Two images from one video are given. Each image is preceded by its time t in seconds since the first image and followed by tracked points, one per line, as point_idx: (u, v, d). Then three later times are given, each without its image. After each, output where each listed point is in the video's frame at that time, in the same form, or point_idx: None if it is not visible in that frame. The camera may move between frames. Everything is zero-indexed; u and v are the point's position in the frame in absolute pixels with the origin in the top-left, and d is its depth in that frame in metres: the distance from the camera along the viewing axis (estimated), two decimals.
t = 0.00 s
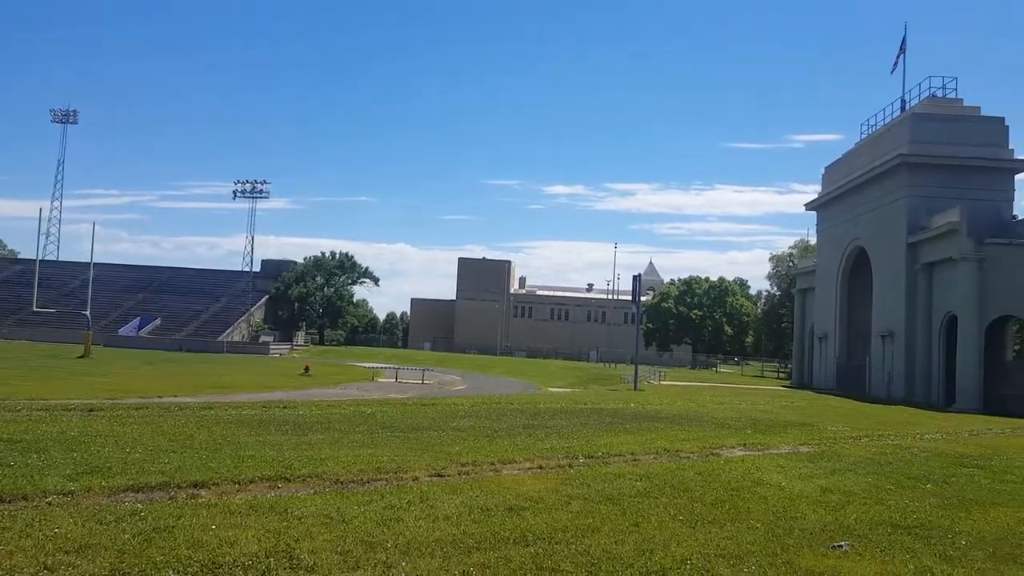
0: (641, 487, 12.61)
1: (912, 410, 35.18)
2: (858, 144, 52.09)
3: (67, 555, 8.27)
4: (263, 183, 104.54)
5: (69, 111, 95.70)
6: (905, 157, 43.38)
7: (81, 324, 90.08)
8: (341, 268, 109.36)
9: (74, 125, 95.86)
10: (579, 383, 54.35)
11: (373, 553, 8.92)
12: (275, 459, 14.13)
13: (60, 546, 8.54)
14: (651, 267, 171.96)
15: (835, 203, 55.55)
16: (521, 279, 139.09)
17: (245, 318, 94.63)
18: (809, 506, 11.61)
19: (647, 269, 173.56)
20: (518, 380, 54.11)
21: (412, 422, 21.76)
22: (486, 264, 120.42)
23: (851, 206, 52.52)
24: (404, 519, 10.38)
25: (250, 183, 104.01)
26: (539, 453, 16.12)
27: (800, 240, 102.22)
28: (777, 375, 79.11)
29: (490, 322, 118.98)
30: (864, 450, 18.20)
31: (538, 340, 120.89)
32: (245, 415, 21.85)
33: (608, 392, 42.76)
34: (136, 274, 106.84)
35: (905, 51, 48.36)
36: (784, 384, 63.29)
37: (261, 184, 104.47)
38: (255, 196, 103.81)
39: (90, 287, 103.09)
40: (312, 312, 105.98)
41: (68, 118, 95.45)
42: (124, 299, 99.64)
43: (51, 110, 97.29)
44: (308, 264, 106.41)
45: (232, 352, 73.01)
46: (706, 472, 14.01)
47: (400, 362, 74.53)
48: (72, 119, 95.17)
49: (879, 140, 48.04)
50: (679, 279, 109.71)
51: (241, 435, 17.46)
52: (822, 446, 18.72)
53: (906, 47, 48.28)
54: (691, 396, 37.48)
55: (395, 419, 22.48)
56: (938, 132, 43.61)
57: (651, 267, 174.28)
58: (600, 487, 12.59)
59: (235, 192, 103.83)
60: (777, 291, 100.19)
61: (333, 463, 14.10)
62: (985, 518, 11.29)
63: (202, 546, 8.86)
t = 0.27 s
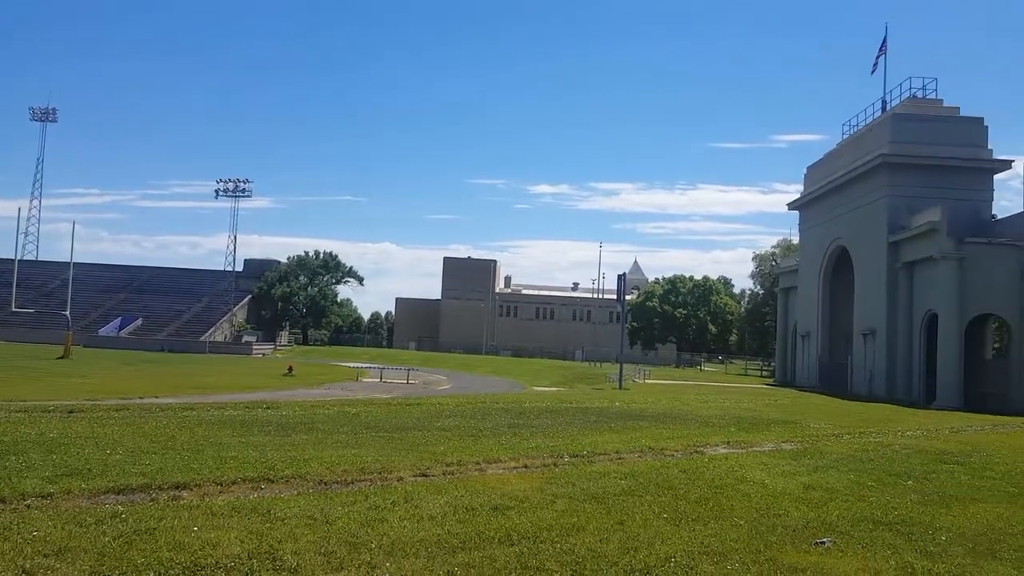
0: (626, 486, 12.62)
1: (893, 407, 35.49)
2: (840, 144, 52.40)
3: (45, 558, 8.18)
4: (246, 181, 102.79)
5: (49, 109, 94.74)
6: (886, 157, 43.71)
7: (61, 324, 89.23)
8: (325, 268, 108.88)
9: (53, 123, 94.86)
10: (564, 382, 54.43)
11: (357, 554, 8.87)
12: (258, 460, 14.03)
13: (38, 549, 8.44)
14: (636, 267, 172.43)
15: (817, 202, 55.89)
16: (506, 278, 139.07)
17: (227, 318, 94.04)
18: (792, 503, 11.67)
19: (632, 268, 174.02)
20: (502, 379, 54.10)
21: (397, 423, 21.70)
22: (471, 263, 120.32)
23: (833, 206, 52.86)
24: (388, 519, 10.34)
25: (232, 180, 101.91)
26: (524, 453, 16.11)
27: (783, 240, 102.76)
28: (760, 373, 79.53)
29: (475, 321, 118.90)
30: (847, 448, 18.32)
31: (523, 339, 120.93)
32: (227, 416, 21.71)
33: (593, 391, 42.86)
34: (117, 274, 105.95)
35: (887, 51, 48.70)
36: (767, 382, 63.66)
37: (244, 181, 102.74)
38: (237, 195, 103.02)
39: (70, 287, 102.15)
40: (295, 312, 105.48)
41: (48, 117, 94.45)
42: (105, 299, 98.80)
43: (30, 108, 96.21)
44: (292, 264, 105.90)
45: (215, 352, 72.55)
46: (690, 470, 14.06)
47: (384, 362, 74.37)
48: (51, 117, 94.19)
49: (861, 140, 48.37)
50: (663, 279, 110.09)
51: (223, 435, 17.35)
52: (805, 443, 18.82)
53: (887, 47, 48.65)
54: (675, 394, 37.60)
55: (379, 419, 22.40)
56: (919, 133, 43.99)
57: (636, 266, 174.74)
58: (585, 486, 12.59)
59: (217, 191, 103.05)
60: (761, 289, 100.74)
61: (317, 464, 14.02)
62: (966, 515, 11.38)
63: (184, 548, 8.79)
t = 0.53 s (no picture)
0: (611, 485, 12.63)
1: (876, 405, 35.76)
2: (822, 144, 52.72)
3: (25, 564, 8.09)
4: (228, 181, 102.14)
5: (28, 109, 93.81)
6: (868, 157, 44.03)
7: (42, 326, 88.41)
8: (308, 268, 108.36)
9: (33, 123, 93.94)
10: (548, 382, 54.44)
11: (341, 556, 8.83)
12: (242, 463, 13.93)
13: (18, 555, 8.34)
14: (621, 266, 172.84)
15: (800, 202, 56.22)
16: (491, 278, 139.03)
17: (210, 319, 93.44)
18: (776, 501, 11.73)
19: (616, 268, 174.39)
20: (487, 379, 54.03)
21: (381, 424, 21.62)
22: (456, 264, 120.18)
23: (815, 206, 53.19)
24: (373, 521, 10.29)
25: (215, 181, 101.36)
26: (509, 453, 16.10)
27: (766, 239, 103.32)
28: (744, 372, 79.95)
29: (460, 321, 118.76)
30: (830, 445, 18.43)
31: (508, 340, 120.92)
32: (210, 418, 21.54)
33: (578, 390, 42.91)
34: (98, 276, 105.04)
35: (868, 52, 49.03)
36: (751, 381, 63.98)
37: (226, 182, 102.07)
38: (220, 195, 102.44)
39: (50, 289, 101.18)
40: (279, 314, 104.96)
41: (27, 117, 93.50)
42: (86, 301, 97.93)
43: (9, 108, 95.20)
44: (275, 265, 105.37)
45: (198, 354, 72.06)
46: (675, 469, 14.11)
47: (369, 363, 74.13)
48: (31, 117, 93.25)
49: (842, 140, 48.69)
50: (648, 279, 110.46)
51: (206, 438, 17.21)
52: (789, 441, 18.92)
53: (868, 48, 48.99)
54: (659, 393, 37.70)
55: (363, 420, 22.31)
56: (900, 133, 44.32)
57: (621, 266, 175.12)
58: (570, 486, 12.59)
59: (199, 192, 102.35)
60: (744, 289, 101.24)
61: (301, 466, 13.94)
62: (948, 511, 11.48)
63: (166, 551, 8.72)
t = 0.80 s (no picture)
0: (596, 485, 12.65)
1: (859, 405, 36.01)
2: (806, 145, 53.06)
3: (4, 567, 8.01)
4: (212, 181, 102.16)
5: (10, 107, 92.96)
6: (851, 159, 44.38)
7: (23, 326, 87.63)
8: (293, 268, 107.86)
9: (14, 121, 93.08)
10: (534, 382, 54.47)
11: (326, 557, 8.80)
12: (226, 464, 13.85)
13: None
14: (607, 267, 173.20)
15: (784, 203, 56.55)
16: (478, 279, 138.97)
17: (194, 319, 92.85)
18: (759, 500, 11.80)
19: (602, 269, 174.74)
20: (473, 379, 54.00)
21: (366, 424, 21.57)
22: (442, 264, 120.03)
23: (800, 206, 53.51)
24: (357, 522, 10.26)
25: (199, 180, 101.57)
26: (495, 453, 16.10)
27: (751, 240, 103.89)
28: (729, 372, 80.37)
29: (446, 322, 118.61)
30: (814, 445, 18.53)
31: (494, 340, 120.87)
32: (193, 419, 21.41)
33: (564, 391, 42.98)
34: (81, 276, 104.21)
35: (852, 54, 49.35)
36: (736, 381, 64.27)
37: (210, 181, 102.08)
38: (204, 194, 102.01)
39: (32, 288, 100.27)
40: (263, 314, 104.44)
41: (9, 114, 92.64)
42: (69, 301, 97.11)
43: None
44: (259, 265, 104.85)
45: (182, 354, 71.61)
46: (660, 469, 14.16)
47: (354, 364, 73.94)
48: (13, 114, 92.40)
49: (826, 142, 49.06)
50: (633, 279, 110.83)
51: (189, 439, 17.10)
52: (773, 441, 19.02)
53: (852, 50, 49.32)
54: (644, 393, 37.78)
55: (348, 421, 22.25)
56: (883, 134, 44.64)
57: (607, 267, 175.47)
58: (555, 486, 12.60)
59: (183, 191, 101.73)
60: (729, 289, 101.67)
61: (286, 467, 13.89)
62: (929, 510, 11.58)
63: (148, 553, 8.66)
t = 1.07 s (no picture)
0: (582, 484, 12.69)
1: (843, 404, 36.26)
2: (791, 145, 53.35)
3: None
4: (196, 180, 101.77)
5: None
6: (836, 159, 44.70)
7: (5, 326, 86.82)
8: (278, 268, 107.38)
9: None
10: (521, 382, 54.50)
11: (311, 557, 8.78)
12: (210, 464, 13.78)
13: None
14: (593, 266, 173.62)
15: (769, 203, 56.85)
16: (464, 279, 138.99)
17: (178, 319, 92.28)
18: (745, 499, 11.86)
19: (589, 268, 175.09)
20: (459, 379, 53.96)
21: (352, 424, 21.52)
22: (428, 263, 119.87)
23: (785, 207, 53.81)
24: (343, 522, 10.24)
25: (183, 179, 101.30)
26: (482, 453, 16.10)
27: (737, 240, 104.38)
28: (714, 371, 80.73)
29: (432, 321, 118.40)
30: (797, 443, 18.69)
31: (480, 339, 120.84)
32: (177, 419, 21.29)
33: (550, 390, 43.00)
34: (63, 275, 103.35)
35: (837, 56, 49.67)
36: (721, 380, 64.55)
37: (194, 180, 101.67)
38: (188, 193, 101.33)
39: (13, 288, 99.33)
40: (248, 313, 103.95)
41: None
42: (51, 300, 96.29)
43: None
44: (244, 264, 104.33)
45: (165, 354, 71.16)
46: (646, 468, 14.20)
47: (340, 363, 73.74)
48: None
49: (811, 143, 49.38)
50: (620, 279, 111.11)
51: (174, 439, 17.02)
52: (757, 440, 19.12)
53: (836, 52, 49.65)
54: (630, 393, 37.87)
55: (334, 421, 22.20)
56: (868, 135, 44.94)
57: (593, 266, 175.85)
58: (541, 485, 12.61)
59: (167, 189, 101.03)
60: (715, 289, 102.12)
61: (271, 467, 13.84)
62: (912, 508, 11.68)
63: (132, 554, 8.61)
